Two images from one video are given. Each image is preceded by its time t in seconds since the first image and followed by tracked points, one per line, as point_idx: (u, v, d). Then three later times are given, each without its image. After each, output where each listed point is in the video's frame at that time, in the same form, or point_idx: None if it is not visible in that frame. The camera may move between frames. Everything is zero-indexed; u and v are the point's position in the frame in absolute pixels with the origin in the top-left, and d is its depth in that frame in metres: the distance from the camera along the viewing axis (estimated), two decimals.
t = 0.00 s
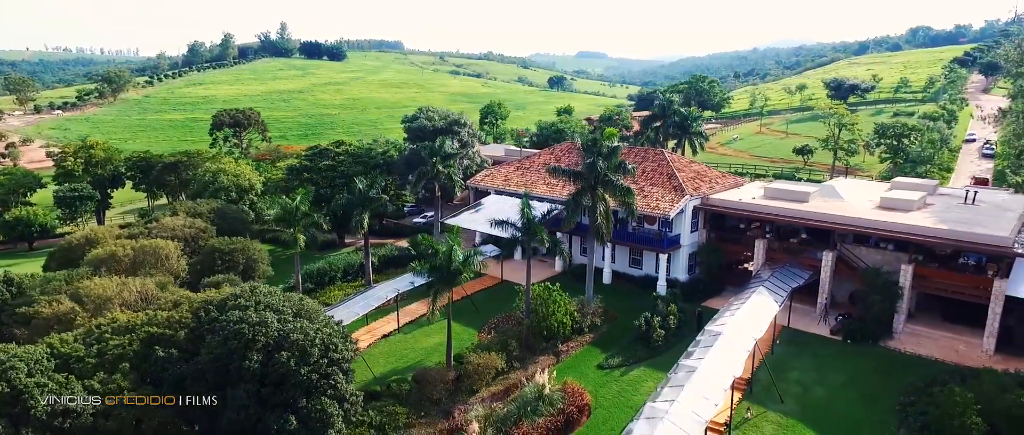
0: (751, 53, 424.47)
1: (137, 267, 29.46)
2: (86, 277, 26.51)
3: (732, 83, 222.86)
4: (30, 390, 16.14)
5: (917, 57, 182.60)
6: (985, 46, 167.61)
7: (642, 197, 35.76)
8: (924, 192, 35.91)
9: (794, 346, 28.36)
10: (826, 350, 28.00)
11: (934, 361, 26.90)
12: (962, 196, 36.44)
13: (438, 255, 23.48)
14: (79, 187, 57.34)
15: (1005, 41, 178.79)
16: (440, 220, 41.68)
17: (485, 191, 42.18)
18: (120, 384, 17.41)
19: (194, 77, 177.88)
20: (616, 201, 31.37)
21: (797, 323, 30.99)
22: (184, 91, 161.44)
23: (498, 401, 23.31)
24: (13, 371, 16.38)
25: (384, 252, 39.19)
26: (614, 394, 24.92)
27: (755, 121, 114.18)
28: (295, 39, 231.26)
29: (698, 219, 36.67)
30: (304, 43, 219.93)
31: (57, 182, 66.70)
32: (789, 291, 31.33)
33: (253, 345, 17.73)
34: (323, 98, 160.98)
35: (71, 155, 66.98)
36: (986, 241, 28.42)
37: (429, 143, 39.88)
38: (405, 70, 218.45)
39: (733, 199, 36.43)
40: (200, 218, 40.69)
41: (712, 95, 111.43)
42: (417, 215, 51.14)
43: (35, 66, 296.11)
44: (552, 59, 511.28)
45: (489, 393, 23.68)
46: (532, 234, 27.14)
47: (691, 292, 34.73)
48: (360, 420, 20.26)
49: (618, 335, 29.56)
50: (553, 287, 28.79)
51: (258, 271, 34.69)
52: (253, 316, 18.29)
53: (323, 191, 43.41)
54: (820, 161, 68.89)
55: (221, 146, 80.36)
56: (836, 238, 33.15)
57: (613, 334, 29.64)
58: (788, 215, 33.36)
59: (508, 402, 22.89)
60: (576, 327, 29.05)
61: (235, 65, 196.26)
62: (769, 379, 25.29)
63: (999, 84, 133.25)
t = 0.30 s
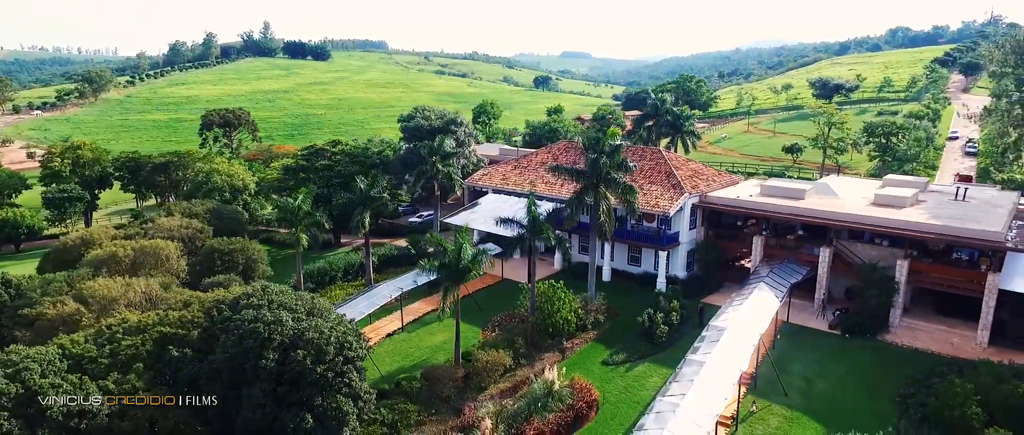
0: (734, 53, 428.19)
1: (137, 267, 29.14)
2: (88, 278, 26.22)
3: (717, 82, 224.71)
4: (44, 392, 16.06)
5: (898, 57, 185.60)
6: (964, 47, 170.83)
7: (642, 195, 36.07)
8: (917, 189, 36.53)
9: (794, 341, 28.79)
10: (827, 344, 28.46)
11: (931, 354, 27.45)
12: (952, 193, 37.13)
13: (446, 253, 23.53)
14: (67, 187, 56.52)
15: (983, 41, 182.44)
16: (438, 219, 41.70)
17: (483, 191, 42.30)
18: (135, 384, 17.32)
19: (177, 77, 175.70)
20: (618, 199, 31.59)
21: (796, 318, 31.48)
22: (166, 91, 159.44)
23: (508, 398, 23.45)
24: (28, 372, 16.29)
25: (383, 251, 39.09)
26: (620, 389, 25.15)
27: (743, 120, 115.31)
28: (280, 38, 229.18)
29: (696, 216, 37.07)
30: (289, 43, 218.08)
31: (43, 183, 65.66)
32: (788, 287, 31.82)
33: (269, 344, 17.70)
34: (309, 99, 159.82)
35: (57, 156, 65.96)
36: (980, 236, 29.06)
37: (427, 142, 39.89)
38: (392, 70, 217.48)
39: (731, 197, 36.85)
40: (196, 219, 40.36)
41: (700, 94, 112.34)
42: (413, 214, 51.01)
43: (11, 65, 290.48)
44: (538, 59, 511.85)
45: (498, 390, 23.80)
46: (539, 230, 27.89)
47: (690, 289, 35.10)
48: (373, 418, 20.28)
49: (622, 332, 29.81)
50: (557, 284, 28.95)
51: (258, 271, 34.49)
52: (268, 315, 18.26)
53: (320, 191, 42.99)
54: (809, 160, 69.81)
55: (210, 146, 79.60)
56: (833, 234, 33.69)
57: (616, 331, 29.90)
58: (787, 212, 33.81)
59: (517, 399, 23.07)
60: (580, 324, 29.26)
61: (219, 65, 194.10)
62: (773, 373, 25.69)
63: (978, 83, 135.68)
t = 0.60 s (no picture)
0: (720, 53, 431.71)
1: (141, 267, 28.89)
2: (93, 280, 26.01)
3: (704, 82, 226.39)
4: (64, 391, 16.04)
5: (882, 57, 188.30)
6: (947, 47, 173.69)
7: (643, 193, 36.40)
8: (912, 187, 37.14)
9: (797, 336, 29.21)
10: (828, 340, 28.90)
11: (931, 348, 28.03)
12: (946, 190, 37.79)
13: (458, 251, 23.63)
14: (58, 188, 55.83)
15: (965, 42, 185.60)
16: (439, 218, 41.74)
17: (483, 190, 42.46)
18: (153, 383, 17.25)
19: (161, 77, 173.63)
20: (622, 197, 31.88)
21: (797, 314, 31.97)
22: (151, 91, 157.57)
23: (518, 395, 23.60)
24: (47, 372, 16.27)
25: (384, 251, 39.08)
26: (629, 385, 25.40)
27: (732, 119, 116.27)
28: (266, 38, 227.38)
29: (696, 214, 37.48)
30: (275, 42, 216.29)
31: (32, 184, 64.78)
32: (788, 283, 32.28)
33: (289, 342, 17.71)
34: (296, 99, 158.73)
35: (46, 156, 65.01)
36: (976, 232, 29.65)
37: (428, 141, 39.94)
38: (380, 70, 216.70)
39: (731, 194, 37.30)
40: (196, 219, 40.10)
41: (690, 94, 113.17)
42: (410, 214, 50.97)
43: None
44: (525, 59, 512.45)
45: (509, 387, 23.96)
46: (546, 227, 28.65)
47: (691, 286, 35.46)
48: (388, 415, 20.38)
49: (628, 328, 30.08)
50: (564, 282, 29.16)
51: (261, 271, 34.36)
52: (286, 314, 18.28)
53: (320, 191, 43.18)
54: (800, 158, 70.68)
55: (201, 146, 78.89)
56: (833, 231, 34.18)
57: (621, 328, 30.17)
58: (787, 209, 34.27)
59: (529, 395, 23.21)
60: (586, 321, 29.46)
61: (204, 65, 192.06)
62: (778, 368, 26.11)
63: (961, 83, 138.01)
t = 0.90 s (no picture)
0: (705, 53, 434.89)
1: (143, 268, 28.63)
2: (97, 280, 25.79)
3: (691, 82, 227.83)
4: (83, 391, 15.97)
5: (866, 57, 191.02)
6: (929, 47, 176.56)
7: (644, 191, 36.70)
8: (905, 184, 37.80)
9: (798, 332, 29.65)
10: (830, 335, 29.34)
11: (928, 341, 28.61)
12: (939, 187, 38.48)
13: (469, 249, 23.73)
14: (48, 189, 55.03)
15: (947, 42, 188.91)
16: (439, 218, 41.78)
17: (483, 189, 42.61)
18: (171, 383, 17.15)
19: (145, 77, 171.34)
20: (625, 195, 32.14)
21: (797, 310, 32.44)
22: (136, 91, 155.62)
23: (528, 392, 23.76)
24: (64, 373, 16.18)
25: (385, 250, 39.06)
26: (636, 381, 25.66)
27: (721, 119, 117.30)
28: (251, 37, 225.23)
29: (696, 212, 37.88)
30: (261, 42, 214.34)
31: (19, 186, 63.77)
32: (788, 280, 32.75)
33: (307, 341, 17.72)
34: (284, 99, 157.56)
35: (33, 157, 64.01)
36: (970, 228, 30.29)
37: (428, 141, 39.99)
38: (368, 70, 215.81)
39: (729, 192, 37.76)
40: (193, 220, 39.78)
41: (679, 94, 113.94)
42: (407, 213, 50.89)
43: None
44: (512, 59, 512.37)
45: (519, 384, 24.11)
46: (552, 225, 29.30)
47: (692, 283, 35.80)
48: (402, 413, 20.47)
49: (632, 325, 30.37)
50: (569, 280, 29.36)
51: (262, 271, 34.23)
52: (302, 312, 18.27)
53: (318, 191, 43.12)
54: (790, 157, 71.50)
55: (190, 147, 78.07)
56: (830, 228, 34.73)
57: (625, 325, 30.43)
58: (786, 206, 34.76)
59: (540, 392, 23.39)
60: (590, 318, 29.64)
61: (188, 64, 189.74)
62: (783, 363, 26.50)
63: (943, 83, 140.35)
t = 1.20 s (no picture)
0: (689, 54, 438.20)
1: (146, 268, 28.32)
2: (101, 282, 25.57)
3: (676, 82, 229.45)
4: (102, 392, 15.92)
5: (848, 58, 193.94)
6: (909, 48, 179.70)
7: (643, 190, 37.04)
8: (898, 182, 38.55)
9: (798, 327, 30.16)
10: (829, 330, 29.87)
11: (924, 335, 29.27)
12: (930, 185, 39.28)
13: (479, 247, 23.88)
14: (37, 190, 54.16)
15: (926, 43, 192.50)
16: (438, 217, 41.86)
17: (482, 188, 42.81)
18: (189, 383, 17.10)
19: (127, 76, 168.75)
20: (626, 193, 32.44)
21: (796, 305, 32.99)
22: (118, 91, 153.37)
23: (537, 389, 23.95)
24: (83, 374, 16.14)
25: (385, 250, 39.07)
26: (642, 377, 26.00)
27: (709, 118, 118.38)
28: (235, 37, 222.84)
29: (694, 210, 38.33)
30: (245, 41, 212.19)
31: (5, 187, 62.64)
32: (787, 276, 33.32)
33: (325, 339, 17.76)
34: (270, 99, 156.27)
35: (19, 158, 62.91)
36: (963, 224, 31.02)
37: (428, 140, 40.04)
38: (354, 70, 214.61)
39: (727, 191, 38.27)
40: (191, 220, 39.48)
41: (668, 93, 114.83)
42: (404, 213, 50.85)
43: None
44: (497, 59, 512.40)
45: (527, 381, 24.30)
46: (557, 221, 29.80)
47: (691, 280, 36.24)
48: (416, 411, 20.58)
49: (635, 322, 30.71)
50: (573, 278, 29.60)
51: (263, 271, 34.04)
52: (320, 311, 18.29)
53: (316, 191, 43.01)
54: (780, 156, 72.44)
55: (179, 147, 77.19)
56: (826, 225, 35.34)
57: (629, 322, 30.76)
58: (783, 204, 35.33)
59: (549, 389, 23.64)
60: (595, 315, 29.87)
61: (171, 64, 187.23)
62: (785, 358, 26.98)
63: (924, 83, 142.87)
